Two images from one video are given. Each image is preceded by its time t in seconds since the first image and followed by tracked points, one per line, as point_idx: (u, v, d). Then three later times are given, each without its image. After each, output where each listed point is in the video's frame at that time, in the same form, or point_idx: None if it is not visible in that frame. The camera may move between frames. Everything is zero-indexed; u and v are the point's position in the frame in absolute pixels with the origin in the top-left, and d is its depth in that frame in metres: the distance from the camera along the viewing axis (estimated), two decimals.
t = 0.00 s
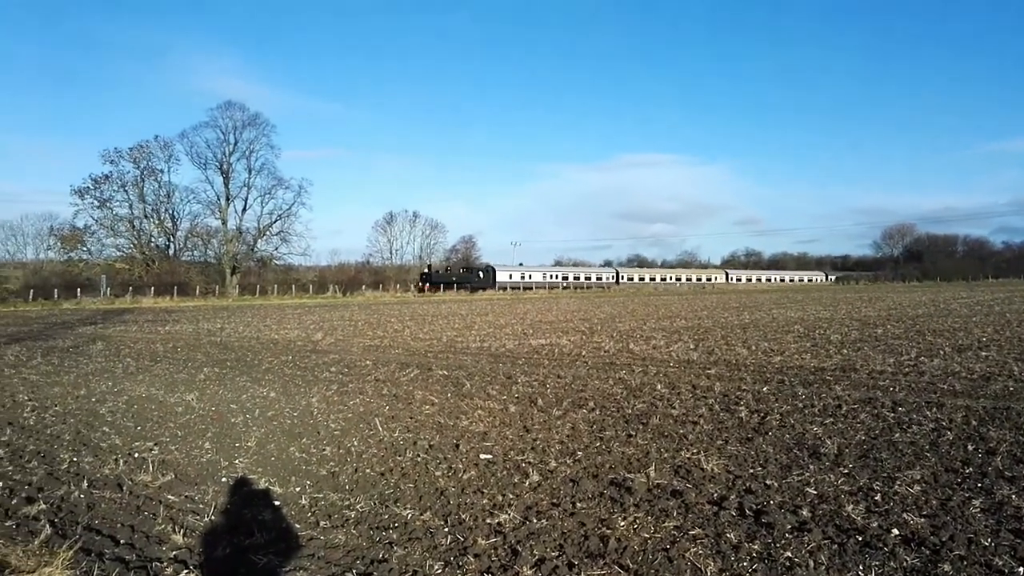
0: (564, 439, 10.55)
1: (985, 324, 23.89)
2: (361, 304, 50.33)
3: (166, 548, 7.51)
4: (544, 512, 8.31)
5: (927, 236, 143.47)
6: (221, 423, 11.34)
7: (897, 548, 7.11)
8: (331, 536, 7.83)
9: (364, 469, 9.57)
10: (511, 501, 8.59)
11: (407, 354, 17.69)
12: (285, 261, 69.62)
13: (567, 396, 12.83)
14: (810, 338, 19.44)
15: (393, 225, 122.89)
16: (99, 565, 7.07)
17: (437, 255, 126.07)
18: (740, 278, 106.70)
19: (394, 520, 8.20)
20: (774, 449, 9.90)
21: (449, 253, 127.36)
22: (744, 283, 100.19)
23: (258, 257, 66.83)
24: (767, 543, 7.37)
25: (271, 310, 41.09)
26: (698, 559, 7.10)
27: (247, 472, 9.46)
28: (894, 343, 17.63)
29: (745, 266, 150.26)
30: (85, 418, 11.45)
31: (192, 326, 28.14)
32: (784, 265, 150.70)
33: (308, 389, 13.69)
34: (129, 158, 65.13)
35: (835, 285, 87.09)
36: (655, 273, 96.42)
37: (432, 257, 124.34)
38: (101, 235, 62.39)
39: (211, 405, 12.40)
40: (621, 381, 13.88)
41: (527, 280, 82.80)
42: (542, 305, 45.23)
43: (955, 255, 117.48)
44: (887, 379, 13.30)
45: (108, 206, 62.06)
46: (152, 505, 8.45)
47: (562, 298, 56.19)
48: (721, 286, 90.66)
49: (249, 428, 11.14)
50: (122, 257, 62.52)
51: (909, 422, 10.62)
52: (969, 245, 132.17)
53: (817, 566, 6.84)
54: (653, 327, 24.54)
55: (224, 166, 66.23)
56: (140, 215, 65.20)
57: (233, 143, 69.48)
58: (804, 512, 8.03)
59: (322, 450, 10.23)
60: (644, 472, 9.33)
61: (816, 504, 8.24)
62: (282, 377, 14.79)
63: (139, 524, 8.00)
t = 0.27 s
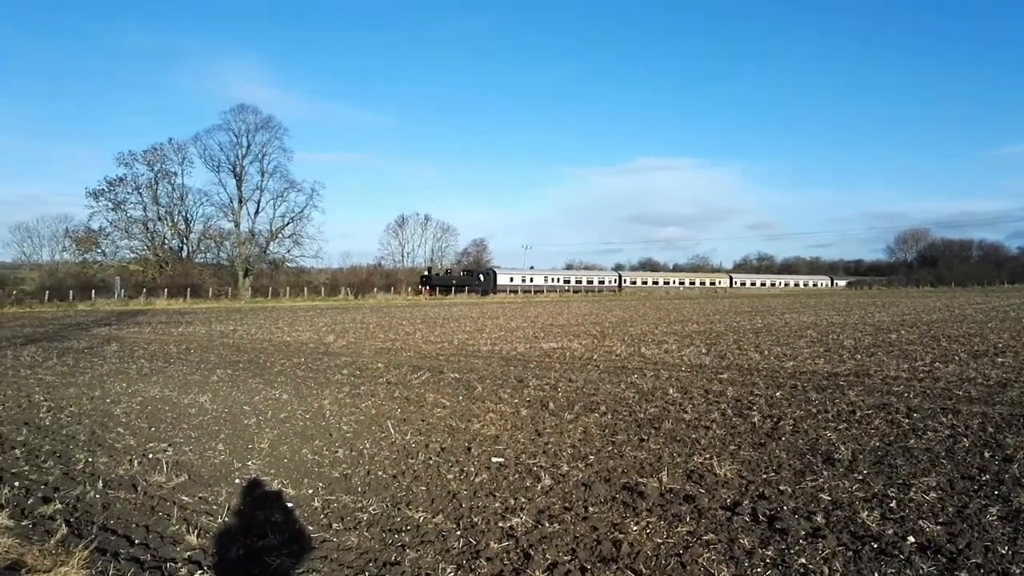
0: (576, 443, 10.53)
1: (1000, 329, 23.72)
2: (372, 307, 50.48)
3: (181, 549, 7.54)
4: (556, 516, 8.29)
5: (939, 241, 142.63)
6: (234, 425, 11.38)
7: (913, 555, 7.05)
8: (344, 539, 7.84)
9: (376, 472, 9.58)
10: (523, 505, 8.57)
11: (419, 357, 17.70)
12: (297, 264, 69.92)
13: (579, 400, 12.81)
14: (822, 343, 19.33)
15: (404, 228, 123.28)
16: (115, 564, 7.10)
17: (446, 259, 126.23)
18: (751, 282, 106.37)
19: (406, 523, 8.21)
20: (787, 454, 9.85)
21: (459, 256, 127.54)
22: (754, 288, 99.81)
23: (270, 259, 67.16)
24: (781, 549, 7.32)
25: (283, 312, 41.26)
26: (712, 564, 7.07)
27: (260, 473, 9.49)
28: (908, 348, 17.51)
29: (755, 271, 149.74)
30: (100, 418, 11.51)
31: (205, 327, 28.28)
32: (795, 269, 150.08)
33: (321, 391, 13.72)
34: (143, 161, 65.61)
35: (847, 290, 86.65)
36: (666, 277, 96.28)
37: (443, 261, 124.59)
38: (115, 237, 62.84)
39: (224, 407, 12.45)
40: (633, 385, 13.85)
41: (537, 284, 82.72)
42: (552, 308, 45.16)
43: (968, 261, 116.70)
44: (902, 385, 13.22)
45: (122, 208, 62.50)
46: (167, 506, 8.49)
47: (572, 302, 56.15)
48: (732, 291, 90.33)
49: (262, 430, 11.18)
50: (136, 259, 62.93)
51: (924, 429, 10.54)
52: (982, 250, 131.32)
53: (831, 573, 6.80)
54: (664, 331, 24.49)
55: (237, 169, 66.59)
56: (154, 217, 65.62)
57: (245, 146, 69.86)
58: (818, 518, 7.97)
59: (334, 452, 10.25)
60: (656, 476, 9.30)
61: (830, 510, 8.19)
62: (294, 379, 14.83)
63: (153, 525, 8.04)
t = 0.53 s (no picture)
0: (589, 446, 10.50)
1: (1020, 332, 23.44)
2: (386, 309, 50.66)
3: (196, 551, 7.59)
4: (570, 520, 8.28)
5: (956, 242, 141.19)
6: (250, 427, 11.45)
7: (932, 561, 6.97)
8: (358, 541, 7.86)
9: (390, 474, 9.60)
10: (537, 509, 8.56)
11: (432, 359, 17.73)
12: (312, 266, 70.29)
13: (592, 403, 12.79)
14: (839, 346, 19.18)
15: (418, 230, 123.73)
16: (132, 566, 7.16)
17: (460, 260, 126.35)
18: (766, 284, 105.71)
19: (420, 526, 8.22)
20: (803, 458, 9.78)
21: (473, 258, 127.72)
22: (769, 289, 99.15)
23: (285, 261, 67.59)
24: (798, 555, 7.27)
25: (298, 314, 41.48)
26: (727, 569, 7.03)
27: (275, 476, 9.54)
28: (926, 352, 17.34)
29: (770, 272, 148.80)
30: (117, 420, 11.62)
31: (221, 330, 28.48)
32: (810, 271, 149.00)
33: (335, 393, 13.78)
34: (160, 164, 66.23)
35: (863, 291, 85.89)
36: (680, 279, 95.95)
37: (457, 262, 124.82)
38: (133, 239, 63.45)
39: (239, 409, 12.53)
40: (647, 388, 13.80)
41: (550, 285, 82.57)
42: (566, 310, 45.11)
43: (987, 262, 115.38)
44: (919, 389, 13.08)
45: (140, 211, 63.10)
46: (183, 508, 8.55)
47: (586, 304, 56.03)
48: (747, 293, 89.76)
49: (277, 432, 11.24)
50: (153, 261, 63.50)
51: (942, 433, 10.43)
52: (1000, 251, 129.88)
53: None
54: (678, 333, 24.40)
55: (252, 172, 67.07)
56: (170, 219, 66.20)
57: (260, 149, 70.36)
58: (835, 523, 7.91)
59: (349, 455, 10.28)
60: (670, 480, 9.26)
61: (847, 515, 8.11)
62: (308, 381, 14.90)
63: (170, 526, 8.10)
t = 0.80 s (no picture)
0: (596, 446, 10.49)
1: None
2: (394, 309, 50.76)
3: (204, 549, 7.61)
4: (577, 519, 8.26)
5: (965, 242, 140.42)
6: (257, 426, 11.49)
7: (941, 563, 6.93)
8: (365, 540, 7.87)
9: (397, 473, 9.62)
10: (544, 508, 8.55)
11: (439, 359, 17.75)
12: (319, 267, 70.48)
13: (599, 403, 12.77)
14: (847, 346, 19.10)
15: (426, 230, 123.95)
16: (140, 564, 7.20)
17: (466, 261, 126.39)
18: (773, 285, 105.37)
19: (427, 525, 8.22)
20: (811, 459, 9.74)
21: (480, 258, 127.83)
22: (777, 290, 98.76)
23: (293, 262, 67.81)
24: (806, 555, 7.24)
25: (306, 314, 41.61)
26: (735, 569, 7.00)
27: (282, 475, 9.57)
28: (935, 352, 17.25)
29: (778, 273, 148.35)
30: (126, 419, 11.67)
31: (229, 329, 28.59)
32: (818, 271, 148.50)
33: (342, 393, 13.80)
34: (168, 165, 66.54)
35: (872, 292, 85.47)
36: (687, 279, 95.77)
37: (464, 263, 124.97)
38: (141, 239, 63.77)
39: (247, 408, 12.57)
40: (654, 388, 13.78)
41: (557, 286, 82.51)
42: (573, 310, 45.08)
43: (997, 262, 114.75)
44: (928, 389, 13.00)
45: (148, 211, 63.41)
46: (191, 506, 8.59)
47: (593, 305, 55.94)
48: (754, 293, 89.45)
49: (284, 431, 11.27)
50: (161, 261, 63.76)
51: (951, 433, 10.37)
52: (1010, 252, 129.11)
53: None
54: (686, 334, 24.35)
55: (260, 172, 67.29)
56: (179, 220, 66.48)
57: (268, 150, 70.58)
58: (843, 524, 7.87)
59: (356, 454, 10.30)
60: (678, 480, 9.24)
61: (855, 516, 8.08)
62: (316, 380, 14.94)
63: (178, 525, 8.13)
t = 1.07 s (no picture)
0: (600, 446, 10.48)
1: None
2: (397, 308, 50.83)
3: (208, 548, 7.62)
4: (581, 520, 8.26)
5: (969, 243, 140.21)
6: (261, 426, 11.50)
7: (946, 564, 6.91)
8: (369, 540, 7.87)
9: (401, 473, 9.62)
10: (547, 508, 8.55)
11: (442, 359, 17.76)
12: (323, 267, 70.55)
13: (603, 404, 12.76)
14: (851, 347, 19.07)
15: (429, 231, 124.17)
16: (145, 563, 7.20)
17: (470, 261, 126.51)
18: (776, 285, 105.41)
19: (430, 525, 8.22)
20: (815, 460, 9.72)
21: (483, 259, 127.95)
22: (781, 291, 98.60)
23: (297, 262, 67.89)
24: (810, 556, 7.22)
25: (309, 314, 41.67)
26: (739, 570, 6.99)
27: (286, 474, 9.57)
28: (939, 353, 17.23)
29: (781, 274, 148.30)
30: (130, 418, 11.69)
31: (232, 329, 28.61)
32: (822, 272, 148.47)
33: (346, 392, 13.81)
34: (172, 164, 66.65)
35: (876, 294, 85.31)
36: (690, 280, 95.75)
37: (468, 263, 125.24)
38: (145, 239, 63.88)
39: (251, 408, 12.58)
40: (657, 389, 13.77)
41: (560, 286, 82.47)
42: (576, 311, 45.07)
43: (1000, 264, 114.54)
44: (933, 390, 12.98)
45: (152, 211, 63.53)
46: (195, 505, 8.60)
47: (596, 305, 55.92)
48: (759, 294, 89.29)
49: (288, 431, 11.28)
50: (165, 261, 63.92)
51: (956, 435, 10.35)
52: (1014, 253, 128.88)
53: None
54: (689, 334, 24.33)
55: (264, 172, 67.37)
56: (183, 219, 66.59)
57: (272, 149, 70.70)
58: (847, 525, 7.86)
59: (359, 454, 10.30)
60: (681, 481, 9.23)
61: (860, 517, 8.06)
62: (319, 380, 14.95)
63: (182, 524, 8.14)
